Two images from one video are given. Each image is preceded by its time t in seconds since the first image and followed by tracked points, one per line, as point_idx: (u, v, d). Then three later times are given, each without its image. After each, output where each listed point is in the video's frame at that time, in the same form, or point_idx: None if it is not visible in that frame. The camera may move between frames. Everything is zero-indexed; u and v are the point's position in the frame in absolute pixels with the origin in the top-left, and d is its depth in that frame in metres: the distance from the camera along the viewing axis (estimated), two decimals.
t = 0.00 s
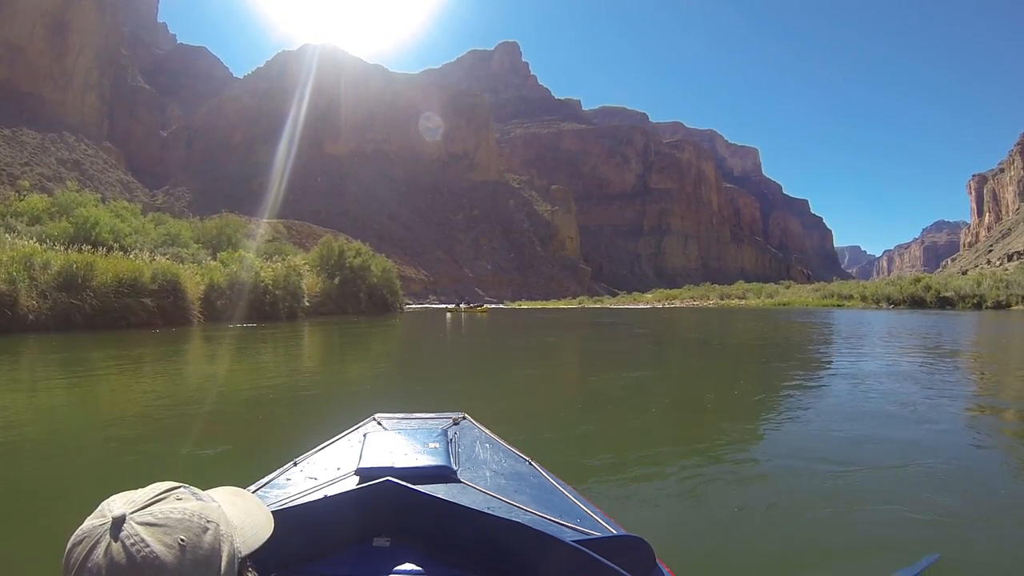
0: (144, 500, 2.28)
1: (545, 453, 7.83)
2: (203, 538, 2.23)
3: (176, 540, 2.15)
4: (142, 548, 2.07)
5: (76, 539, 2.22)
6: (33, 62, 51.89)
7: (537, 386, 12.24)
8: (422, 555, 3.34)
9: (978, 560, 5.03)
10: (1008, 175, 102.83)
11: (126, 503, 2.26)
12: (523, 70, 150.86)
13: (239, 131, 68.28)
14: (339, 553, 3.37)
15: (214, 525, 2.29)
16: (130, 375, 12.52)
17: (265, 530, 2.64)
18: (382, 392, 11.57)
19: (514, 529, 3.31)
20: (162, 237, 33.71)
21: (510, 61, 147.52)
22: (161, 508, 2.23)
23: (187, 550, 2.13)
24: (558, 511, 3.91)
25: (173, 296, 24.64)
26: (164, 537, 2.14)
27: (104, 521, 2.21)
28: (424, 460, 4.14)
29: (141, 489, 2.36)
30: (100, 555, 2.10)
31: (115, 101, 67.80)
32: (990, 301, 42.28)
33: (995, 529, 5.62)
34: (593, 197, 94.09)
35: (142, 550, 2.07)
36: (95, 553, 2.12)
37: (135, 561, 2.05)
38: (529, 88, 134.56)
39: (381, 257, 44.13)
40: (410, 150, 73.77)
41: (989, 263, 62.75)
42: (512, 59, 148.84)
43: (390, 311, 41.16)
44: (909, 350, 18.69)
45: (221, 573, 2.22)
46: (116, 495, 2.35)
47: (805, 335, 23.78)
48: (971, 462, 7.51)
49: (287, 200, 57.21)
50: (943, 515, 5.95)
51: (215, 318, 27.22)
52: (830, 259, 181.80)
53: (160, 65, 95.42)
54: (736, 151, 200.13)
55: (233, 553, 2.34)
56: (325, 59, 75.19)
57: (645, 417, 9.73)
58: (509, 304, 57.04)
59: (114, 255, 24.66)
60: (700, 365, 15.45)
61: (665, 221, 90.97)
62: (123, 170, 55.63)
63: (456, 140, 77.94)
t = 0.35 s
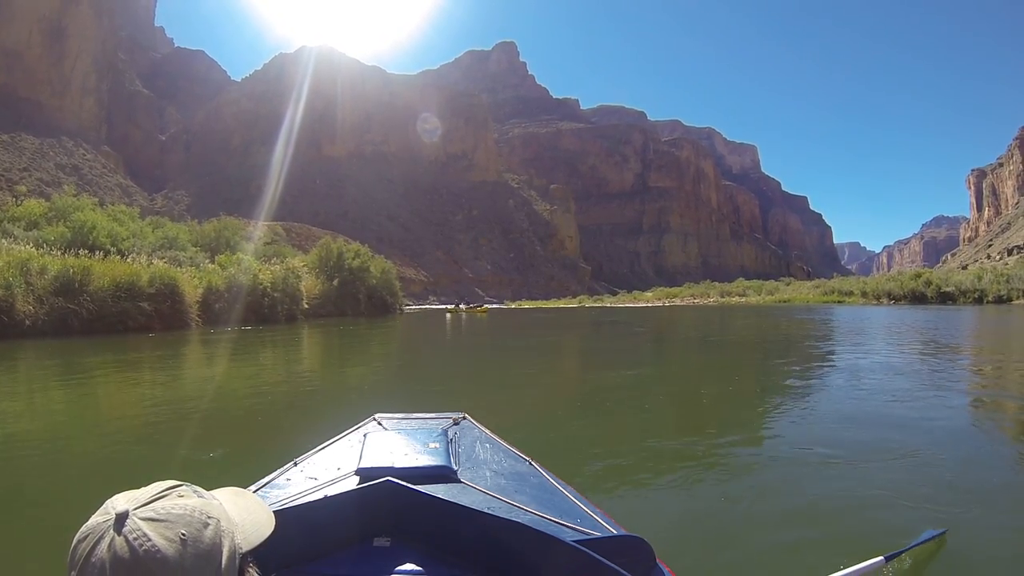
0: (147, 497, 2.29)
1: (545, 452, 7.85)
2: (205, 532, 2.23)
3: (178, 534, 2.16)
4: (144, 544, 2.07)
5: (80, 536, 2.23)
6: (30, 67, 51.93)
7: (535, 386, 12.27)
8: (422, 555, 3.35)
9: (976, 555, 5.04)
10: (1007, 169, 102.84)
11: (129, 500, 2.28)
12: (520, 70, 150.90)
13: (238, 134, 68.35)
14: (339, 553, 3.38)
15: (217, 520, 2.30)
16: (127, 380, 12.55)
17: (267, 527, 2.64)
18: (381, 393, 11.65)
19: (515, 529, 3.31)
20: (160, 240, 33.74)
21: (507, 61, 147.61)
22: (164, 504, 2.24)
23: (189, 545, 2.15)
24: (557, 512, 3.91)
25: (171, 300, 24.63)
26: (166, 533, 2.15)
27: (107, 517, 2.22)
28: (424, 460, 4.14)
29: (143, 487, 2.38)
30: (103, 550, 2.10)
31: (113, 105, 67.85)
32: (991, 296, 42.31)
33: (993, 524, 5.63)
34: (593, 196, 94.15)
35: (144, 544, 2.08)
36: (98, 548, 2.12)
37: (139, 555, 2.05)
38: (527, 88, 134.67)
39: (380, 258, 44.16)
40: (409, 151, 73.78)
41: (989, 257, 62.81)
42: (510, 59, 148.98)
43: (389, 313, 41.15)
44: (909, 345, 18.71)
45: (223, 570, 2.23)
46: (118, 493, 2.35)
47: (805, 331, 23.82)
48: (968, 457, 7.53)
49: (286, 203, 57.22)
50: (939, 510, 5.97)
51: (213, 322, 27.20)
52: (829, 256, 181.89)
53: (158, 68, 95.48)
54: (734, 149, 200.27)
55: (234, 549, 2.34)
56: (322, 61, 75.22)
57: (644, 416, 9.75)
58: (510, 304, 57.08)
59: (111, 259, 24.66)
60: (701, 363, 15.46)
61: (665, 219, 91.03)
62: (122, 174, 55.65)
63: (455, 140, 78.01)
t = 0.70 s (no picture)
0: (155, 497, 2.30)
1: (544, 452, 7.85)
2: (209, 536, 2.22)
3: (182, 537, 2.15)
4: (146, 544, 2.08)
5: (90, 533, 2.25)
6: (31, 67, 52.05)
7: (535, 386, 12.28)
8: (422, 555, 3.35)
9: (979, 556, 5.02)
10: (1008, 169, 102.73)
11: (137, 500, 2.29)
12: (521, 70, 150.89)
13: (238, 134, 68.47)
14: (340, 553, 3.37)
15: (224, 522, 2.30)
16: (126, 380, 12.55)
17: (281, 530, 2.62)
18: (381, 393, 11.67)
19: (515, 529, 3.31)
20: (159, 241, 33.79)
21: (508, 61, 147.73)
22: (169, 506, 2.24)
23: (191, 546, 2.14)
24: (558, 511, 3.91)
25: (170, 300, 24.64)
26: (170, 534, 2.14)
27: (114, 516, 2.25)
28: (424, 460, 4.15)
29: (153, 487, 2.39)
30: (109, 548, 2.13)
31: (114, 106, 67.99)
32: (993, 296, 42.26)
33: (993, 524, 5.63)
34: (593, 196, 94.17)
35: (146, 545, 2.08)
36: (103, 547, 2.14)
37: (140, 555, 2.06)
38: (528, 88, 134.65)
39: (380, 258, 44.20)
40: (409, 152, 73.81)
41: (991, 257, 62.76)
42: (511, 59, 149.05)
43: (390, 313, 41.18)
44: (910, 345, 18.76)
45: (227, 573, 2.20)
46: (129, 492, 2.37)
47: (805, 332, 23.83)
48: (968, 457, 7.55)
49: (287, 203, 57.25)
50: (938, 511, 5.97)
51: (211, 322, 27.19)
52: (830, 257, 181.66)
53: (159, 69, 95.72)
54: (735, 150, 200.07)
55: (242, 551, 2.33)
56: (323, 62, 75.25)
57: (642, 416, 9.77)
58: (510, 304, 57.11)
59: (110, 259, 24.69)
60: (700, 363, 15.50)
61: (665, 220, 91.05)
62: (123, 175, 55.74)
63: (455, 141, 78.07)
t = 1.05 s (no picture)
0: (165, 490, 2.32)
1: (544, 453, 7.86)
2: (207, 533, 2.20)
3: (171, 532, 2.13)
4: (142, 536, 2.10)
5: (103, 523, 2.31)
6: (36, 63, 52.21)
7: (536, 386, 12.29)
8: (422, 555, 3.35)
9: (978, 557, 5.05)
10: (1011, 175, 102.52)
11: (147, 493, 2.32)
12: (525, 71, 150.89)
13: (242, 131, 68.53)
14: (340, 552, 3.38)
15: (225, 519, 2.27)
16: (126, 376, 12.54)
17: (299, 533, 2.49)
18: (382, 392, 11.69)
19: (515, 530, 3.30)
20: (160, 237, 33.88)
21: (512, 61, 147.78)
22: (167, 501, 2.23)
23: (176, 541, 2.11)
24: (557, 512, 3.91)
25: (170, 297, 24.63)
26: (161, 530, 2.13)
27: (123, 508, 2.28)
28: (424, 460, 4.14)
29: (171, 481, 2.41)
30: (109, 539, 2.17)
31: (117, 102, 68.16)
32: (996, 302, 42.18)
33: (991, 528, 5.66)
34: (596, 197, 94.22)
35: (136, 539, 2.10)
36: (105, 538, 2.20)
37: (134, 548, 2.09)
38: (532, 89, 134.73)
39: (382, 257, 44.25)
40: (412, 151, 73.79)
41: (994, 263, 62.67)
42: (515, 60, 149.09)
43: (391, 312, 41.16)
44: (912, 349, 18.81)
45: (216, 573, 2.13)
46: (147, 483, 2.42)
47: (806, 335, 23.80)
48: (967, 460, 7.60)
49: (289, 201, 57.27)
50: (937, 513, 6.01)
51: (209, 319, 27.15)
52: (832, 260, 181.39)
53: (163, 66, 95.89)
54: (738, 152, 199.95)
55: (241, 549, 2.26)
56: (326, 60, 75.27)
57: (644, 418, 9.77)
58: (512, 304, 57.14)
59: (110, 255, 24.72)
60: (702, 365, 15.49)
61: (668, 222, 91.02)
62: (126, 171, 55.84)
63: (458, 140, 78.09)
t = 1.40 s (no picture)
0: (181, 486, 2.32)
1: (546, 453, 7.87)
2: (216, 530, 2.19)
3: (188, 525, 2.14)
4: (155, 530, 2.11)
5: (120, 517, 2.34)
6: (38, 61, 52.22)
7: (537, 387, 12.26)
8: (422, 555, 3.34)
9: (978, 559, 5.06)
10: (1013, 176, 102.35)
11: (165, 489, 2.32)
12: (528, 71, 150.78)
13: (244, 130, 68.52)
14: (341, 552, 3.38)
15: (239, 515, 2.28)
16: (124, 375, 12.53)
17: (309, 534, 2.51)
18: (384, 391, 11.68)
19: (515, 530, 3.31)
20: (160, 235, 33.87)
21: (514, 61, 147.65)
22: (186, 496, 2.24)
23: (194, 534, 2.12)
24: (557, 511, 3.90)
25: (168, 295, 24.63)
26: (179, 523, 2.14)
27: (140, 503, 2.29)
28: (423, 460, 4.13)
29: (185, 478, 2.42)
30: (126, 534, 2.17)
31: (119, 100, 68.20)
32: (999, 304, 42.11)
33: (990, 529, 5.67)
34: (598, 198, 94.14)
35: (155, 531, 2.11)
36: (122, 533, 2.19)
37: (145, 541, 2.10)
38: (534, 89, 134.69)
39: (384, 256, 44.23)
40: (414, 151, 73.74)
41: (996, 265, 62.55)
42: (518, 60, 148.89)
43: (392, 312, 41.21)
44: (915, 351, 18.77)
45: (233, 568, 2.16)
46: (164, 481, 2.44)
47: (808, 336, 23.79)
48: (967, 463, 7.59)
49: (291, 200, 57.29)
50: (938, 515, 6.01)
51: (209, 318, 27.13)
52: (834, 261, 181.07)
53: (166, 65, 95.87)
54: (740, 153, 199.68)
55: (255, 545, 2.28)
56: (329, 59, 75.24)
57: (645, 418, 9.76)
58: (513, 305, 57.10)
59: (108, 253, 24.73)
60: (704, 366, 15.47)
61: (670, 222, 90.94)
62: (128, 169, 55.84)
63: (460, 140, 78.04)
